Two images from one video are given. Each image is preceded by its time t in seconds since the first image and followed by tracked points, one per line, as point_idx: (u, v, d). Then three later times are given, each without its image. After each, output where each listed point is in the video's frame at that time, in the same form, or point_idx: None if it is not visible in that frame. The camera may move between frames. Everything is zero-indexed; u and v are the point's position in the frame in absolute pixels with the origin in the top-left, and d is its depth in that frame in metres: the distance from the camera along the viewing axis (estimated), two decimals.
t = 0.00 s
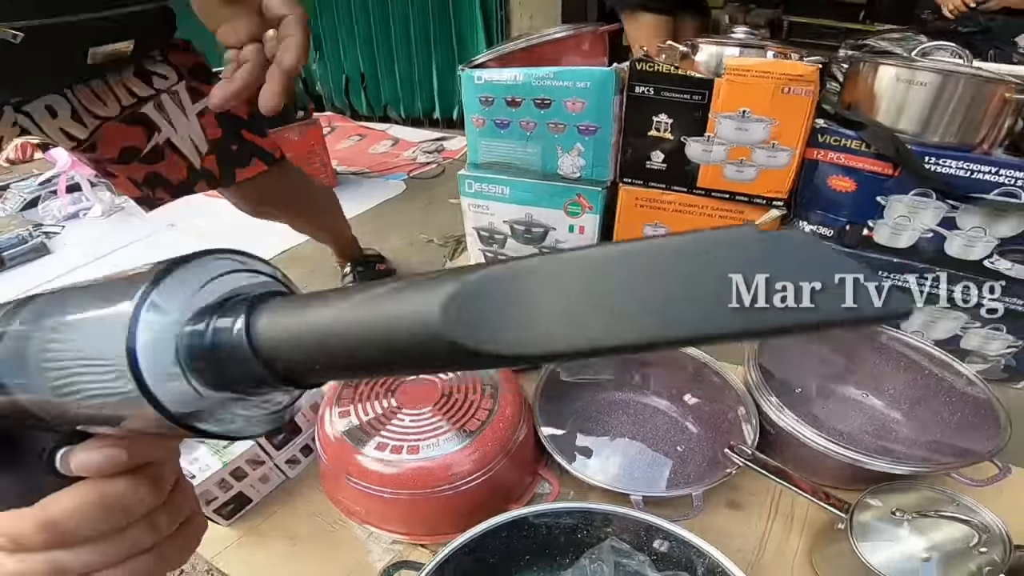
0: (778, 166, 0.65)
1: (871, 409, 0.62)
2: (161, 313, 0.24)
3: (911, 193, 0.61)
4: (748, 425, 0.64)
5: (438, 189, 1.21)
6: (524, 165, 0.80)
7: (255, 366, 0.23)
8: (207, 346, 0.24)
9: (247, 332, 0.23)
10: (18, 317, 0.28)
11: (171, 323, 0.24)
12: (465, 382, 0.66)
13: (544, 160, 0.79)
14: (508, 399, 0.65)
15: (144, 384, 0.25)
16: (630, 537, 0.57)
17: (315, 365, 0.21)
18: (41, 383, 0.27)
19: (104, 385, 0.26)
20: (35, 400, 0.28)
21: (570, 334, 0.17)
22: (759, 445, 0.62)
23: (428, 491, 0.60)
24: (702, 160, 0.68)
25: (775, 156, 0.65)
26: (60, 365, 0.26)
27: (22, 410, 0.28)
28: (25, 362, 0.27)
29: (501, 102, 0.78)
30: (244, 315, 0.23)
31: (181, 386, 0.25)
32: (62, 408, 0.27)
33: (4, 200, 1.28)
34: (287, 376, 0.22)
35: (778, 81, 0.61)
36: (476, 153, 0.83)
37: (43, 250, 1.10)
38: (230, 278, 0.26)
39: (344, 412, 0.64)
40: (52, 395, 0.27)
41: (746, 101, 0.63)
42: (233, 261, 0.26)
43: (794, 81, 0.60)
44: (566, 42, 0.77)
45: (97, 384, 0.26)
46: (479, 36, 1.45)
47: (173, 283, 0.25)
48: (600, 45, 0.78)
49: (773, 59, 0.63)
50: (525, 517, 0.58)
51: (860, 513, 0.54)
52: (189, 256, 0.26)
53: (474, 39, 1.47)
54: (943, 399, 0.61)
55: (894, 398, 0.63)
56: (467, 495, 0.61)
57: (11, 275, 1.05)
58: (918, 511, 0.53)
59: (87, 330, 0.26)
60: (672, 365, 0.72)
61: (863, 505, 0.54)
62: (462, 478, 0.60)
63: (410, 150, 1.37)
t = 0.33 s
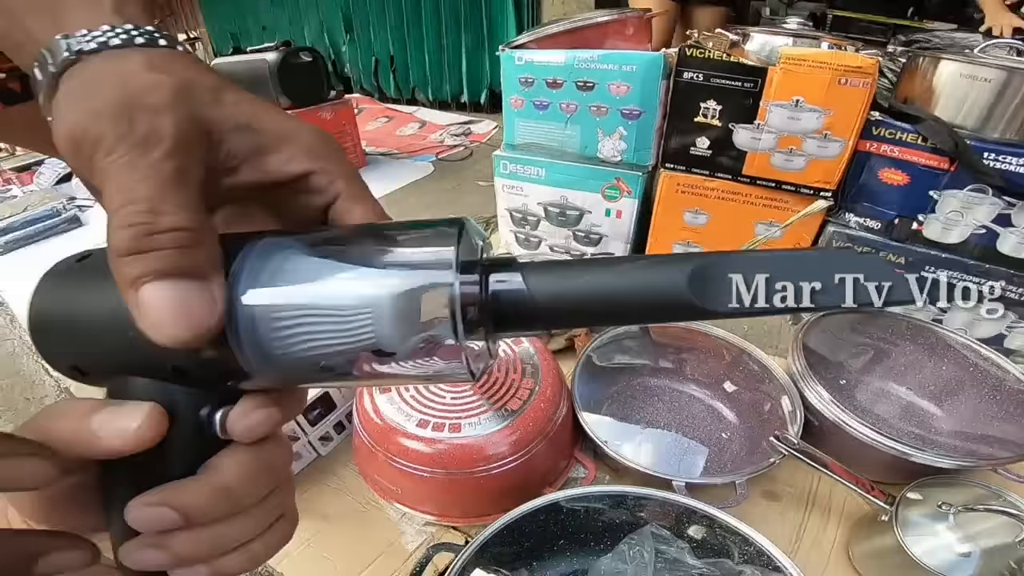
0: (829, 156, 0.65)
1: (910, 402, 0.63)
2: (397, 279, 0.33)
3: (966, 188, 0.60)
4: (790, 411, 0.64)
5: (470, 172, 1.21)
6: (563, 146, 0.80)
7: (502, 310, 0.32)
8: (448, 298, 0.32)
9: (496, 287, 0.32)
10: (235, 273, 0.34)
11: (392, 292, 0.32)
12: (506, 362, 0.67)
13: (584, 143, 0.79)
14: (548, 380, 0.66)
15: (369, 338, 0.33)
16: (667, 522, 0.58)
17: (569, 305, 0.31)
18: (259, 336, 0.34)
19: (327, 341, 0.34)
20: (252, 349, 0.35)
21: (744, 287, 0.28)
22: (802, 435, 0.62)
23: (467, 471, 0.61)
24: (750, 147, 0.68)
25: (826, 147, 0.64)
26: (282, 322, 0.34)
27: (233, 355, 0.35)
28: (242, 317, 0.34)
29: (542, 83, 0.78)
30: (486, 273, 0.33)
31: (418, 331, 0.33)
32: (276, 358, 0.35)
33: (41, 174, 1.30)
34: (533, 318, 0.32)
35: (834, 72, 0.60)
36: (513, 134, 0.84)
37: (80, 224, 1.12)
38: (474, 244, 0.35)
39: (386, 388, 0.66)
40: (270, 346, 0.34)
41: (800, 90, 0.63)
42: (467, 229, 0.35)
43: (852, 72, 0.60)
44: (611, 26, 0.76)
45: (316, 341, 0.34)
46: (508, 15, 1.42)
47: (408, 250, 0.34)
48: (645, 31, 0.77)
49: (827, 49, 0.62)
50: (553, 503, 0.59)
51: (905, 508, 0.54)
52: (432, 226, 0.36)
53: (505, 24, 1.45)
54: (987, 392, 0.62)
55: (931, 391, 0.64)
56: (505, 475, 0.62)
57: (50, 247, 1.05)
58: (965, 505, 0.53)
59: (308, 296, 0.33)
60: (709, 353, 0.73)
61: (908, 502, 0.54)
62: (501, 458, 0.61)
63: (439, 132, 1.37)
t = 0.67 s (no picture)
0: (881, 168, 0.64)
1: (937, 423, 0.62)
2: (438, 122, 0.33)
3: None
4: (817, 424, 0.63)
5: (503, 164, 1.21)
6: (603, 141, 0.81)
7: (541, 148, 0.32)
8: (488, 140, 0.32)
9: (529, 126, 0.32)
10: (293, 139, 0.35)
11: (435, 130, 0.33)
12: (533, 352, 0.67)
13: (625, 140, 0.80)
14: (574, 374, 0.66)
15: (418, 180, 0.33)
16: (683, 523, 0.58)
17: (605, 142, 0.31)
18: (314, 193, 0.34)
19: (379, 188, 0.33)
20: (311, 207, 0.34)
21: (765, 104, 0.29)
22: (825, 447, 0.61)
23: (486, 459, 0.61)
24: (799, 154, 0.67)
25: (879, 158, 0.64)
26: (338, 178, 0.33)
27: (295, 211, 0.34)
28: (303, 180, 0.34)
29: (586, 77, 0.77)
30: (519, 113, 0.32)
31: (465, 169, 0.33)
32: (336, 217, 0.34)
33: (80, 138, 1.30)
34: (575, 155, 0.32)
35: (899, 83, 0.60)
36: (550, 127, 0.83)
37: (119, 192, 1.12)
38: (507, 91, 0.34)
39: (412, 369, 0.66)
40: (328, 203, 0.34)
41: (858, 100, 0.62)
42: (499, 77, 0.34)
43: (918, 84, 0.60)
44: (660, 24, 0.77)
45: (370, 190, 0.33)
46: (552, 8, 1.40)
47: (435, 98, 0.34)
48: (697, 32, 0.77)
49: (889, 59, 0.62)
50: (568, 497, 0.58)
51: (920, 525, 0.53)
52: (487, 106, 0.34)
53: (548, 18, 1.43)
54: (1017, 417, 0.61)
55: (960, 413, 0.63)
56: (524, 465, 0.62)
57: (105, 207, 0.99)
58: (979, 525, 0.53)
59: (359, 148, 0.33)
60: (737, 358, 0.73)
61: (924, 519, 0.53)
62: (521, 448, 0.61)
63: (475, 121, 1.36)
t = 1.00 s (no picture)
0: (918, 187, 0.63)
1: (950, 444, 0.61)
2: (529, 108, 0.33)
3: None
4: (829, 441, 0.62)
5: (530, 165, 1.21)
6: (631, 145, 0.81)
7: (632, 149, 0.33)
8: (576, 130, 0.33)
9: (621, 126, 0.33)
10: (381, 104, 0.34)
11: (525, 115, 0.33)
12: (550, 353, 0.67)
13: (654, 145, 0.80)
14: (590, 378, 0.65)
15: (498, 165, 0.33)
16: (687, 530, 0.57)
17: (694, 147, 0.32)
18: (393, 160, 0.33)
19: (460, 165, 0.33)
20: (386, 175, 0.33)
21: (874, 151, 0.30)
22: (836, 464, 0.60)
23: (495, 456, 0.60)
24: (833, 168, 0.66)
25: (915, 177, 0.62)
26: (420, 151, 0.33)
27: (369, 169, 0.33)
28: (382, 155, 0.33)
29: (621, 81, 0.77)
30: (612, 114, 0.34)
31: (548, 161, 0.33)
32: (408, 190, 0.33)
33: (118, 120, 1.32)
34: (655, 159, 0.33)
35: (944, 100, 0.61)
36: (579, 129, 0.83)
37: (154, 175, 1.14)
38: (603, 91, 0.34)
39: (430, 362, 0.66)
40: (405, 173, 0.33)
41: (903, 115, 0.63)
42: (592, 75, 0.35)
43: (963, 102, 0.61)
44: (700, 31, 0.77)
45: (451, 165, 0.33)
46: (586, 8, 1.40)
47: (526, 84, 0.34)
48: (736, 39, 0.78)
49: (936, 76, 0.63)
50: (573, 499, 0.58)
51: (920, 545, 0.52)
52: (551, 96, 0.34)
53: (581, 20, 1.43)
54: None
55: (976, 436, 0.61)
56: (533, 465, 0.61)
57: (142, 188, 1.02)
58: (984, 548, 0.51)
59: (441, 126, 0.33)
60: (754, 371, 0.72)
61: (924, 539, 0.52)
62: (531, 448, 0.61)
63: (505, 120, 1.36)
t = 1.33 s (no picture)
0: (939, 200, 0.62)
1: (964, 454, 0.59)
2: (542, 129, 0.34)
3: None
4: (841, 447, 0.60)
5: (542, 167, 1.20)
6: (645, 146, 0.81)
7: (636, 178, 0.33)
8: (587, 158, 0.34)
9: (629, 155, 0.33)
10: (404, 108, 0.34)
11: (539, 138, 0.34)
12: (558, 355, 0.66)
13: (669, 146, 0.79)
14: (598, 382, 0.64)
15: (510, 183, 0.33)
16: (691, 538, 0.56)
17: (698, 179, 0.32)
18: (409, 170, 0.33)
19: (470, 181, 0.33)
20: (401, 183, 0.33)
21: (862, 194, 0.31)
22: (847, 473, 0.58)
23: (498, 458, 0.59)
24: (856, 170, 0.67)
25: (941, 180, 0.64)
26: (435, 163, 0.33)
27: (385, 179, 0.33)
28: (399, 163, 0.33)
29: (634, 82, 0.76)
30: (623, 144, 0.34)
31: (556, 185, 0.34)
32: (421, 200, 0.34)
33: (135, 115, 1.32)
34: (655, 188, 0.33)
35: (967, 103, 0.60)
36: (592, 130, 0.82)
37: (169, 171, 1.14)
38: (614, 120, 0.35)
39: (436, 361, 0.65)
40: (419, 183, 0.33)
41: (922, 120, 0.62)
42: (604, 104, 0.36)
43: (988, 106, 0.59)
44: (718, 31, 0.75)
45: (463, 181, 0.33)
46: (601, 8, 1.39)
47: (537, 111, 0.35)
48: (754, 41, 0.75)
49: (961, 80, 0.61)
50: (577, 503, 0.57)
51: (929, 555, 0.50)
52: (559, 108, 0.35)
53: (596, 21, 1.41)
54: None
55: (991, 446, 0.59)
56: (536, 469, 0.60)
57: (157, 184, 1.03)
58: (995, 558, 0.50)
59: (457, 141, 0.33)
60: (765, 377, 0.70)
61: (933, 550, 0.51)
62: (534, 451, 0.60)
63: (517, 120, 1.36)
